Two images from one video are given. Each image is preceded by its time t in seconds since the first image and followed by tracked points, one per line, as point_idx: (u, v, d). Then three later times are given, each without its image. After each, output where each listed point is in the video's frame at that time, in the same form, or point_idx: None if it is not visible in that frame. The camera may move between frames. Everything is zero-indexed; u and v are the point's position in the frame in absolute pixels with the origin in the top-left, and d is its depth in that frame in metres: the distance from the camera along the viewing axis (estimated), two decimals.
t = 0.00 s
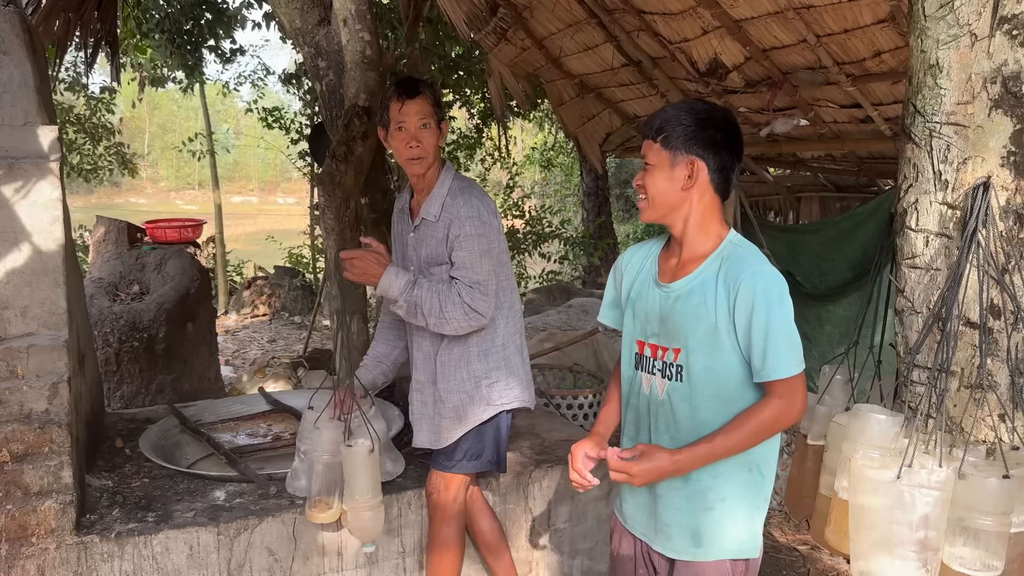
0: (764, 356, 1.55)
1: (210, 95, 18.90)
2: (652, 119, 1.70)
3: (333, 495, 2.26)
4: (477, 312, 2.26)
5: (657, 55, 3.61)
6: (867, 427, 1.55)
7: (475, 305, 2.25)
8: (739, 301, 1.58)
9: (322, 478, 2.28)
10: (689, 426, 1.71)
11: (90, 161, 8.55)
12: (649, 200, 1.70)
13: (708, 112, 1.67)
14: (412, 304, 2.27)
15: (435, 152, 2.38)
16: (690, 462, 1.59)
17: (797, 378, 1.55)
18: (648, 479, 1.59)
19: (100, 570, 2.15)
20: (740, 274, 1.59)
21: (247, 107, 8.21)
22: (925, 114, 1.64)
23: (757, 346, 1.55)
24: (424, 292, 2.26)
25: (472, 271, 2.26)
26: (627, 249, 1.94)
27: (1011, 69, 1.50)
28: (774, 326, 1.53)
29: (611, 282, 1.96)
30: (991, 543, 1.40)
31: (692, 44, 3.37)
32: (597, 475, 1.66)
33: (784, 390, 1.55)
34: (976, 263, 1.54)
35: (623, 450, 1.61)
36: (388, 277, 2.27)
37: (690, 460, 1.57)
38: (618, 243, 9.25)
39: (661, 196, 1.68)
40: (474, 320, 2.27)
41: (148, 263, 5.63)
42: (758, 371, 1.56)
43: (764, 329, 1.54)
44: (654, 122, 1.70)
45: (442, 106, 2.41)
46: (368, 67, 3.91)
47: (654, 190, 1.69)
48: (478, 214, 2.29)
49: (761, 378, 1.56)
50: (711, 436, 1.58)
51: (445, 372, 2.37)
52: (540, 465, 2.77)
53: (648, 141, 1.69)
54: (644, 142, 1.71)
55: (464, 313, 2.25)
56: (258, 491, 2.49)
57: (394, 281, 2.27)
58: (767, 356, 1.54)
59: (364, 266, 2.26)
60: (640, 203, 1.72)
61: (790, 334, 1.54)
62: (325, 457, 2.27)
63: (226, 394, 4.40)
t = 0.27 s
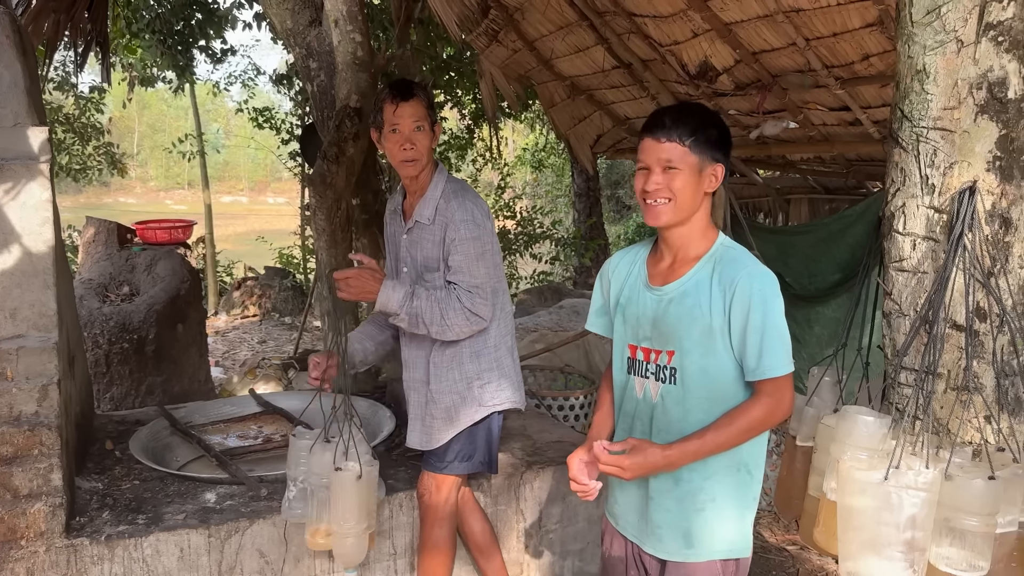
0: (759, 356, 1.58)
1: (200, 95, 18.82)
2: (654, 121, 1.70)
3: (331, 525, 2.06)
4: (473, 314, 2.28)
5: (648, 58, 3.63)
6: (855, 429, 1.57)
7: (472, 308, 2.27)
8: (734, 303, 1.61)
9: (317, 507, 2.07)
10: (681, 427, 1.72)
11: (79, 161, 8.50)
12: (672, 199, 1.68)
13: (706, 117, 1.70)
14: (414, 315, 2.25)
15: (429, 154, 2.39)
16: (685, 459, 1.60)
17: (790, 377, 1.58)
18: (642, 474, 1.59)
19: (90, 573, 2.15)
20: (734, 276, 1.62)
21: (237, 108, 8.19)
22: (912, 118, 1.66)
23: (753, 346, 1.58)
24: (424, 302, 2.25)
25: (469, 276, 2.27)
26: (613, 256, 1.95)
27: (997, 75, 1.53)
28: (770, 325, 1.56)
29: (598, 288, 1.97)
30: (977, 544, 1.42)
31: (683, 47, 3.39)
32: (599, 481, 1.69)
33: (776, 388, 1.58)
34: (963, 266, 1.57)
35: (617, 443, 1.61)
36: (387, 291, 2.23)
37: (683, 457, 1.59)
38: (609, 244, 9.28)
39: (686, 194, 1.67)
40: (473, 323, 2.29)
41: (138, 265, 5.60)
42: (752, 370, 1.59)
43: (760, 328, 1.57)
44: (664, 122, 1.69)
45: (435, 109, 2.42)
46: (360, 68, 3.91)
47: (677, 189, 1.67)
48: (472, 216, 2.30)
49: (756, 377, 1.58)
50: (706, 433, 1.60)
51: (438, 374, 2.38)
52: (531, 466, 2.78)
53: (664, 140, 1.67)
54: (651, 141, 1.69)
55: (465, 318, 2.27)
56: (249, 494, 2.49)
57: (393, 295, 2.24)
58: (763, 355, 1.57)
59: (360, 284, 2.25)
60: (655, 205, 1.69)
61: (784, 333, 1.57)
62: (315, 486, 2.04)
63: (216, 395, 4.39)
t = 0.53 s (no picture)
0: (750, 357, 1.60)
1: (186, 96, 18.71)
2: (647, 125, 1.71)
3: (324, 554, 2.00)
4: (462, 318, 2.29)
5: (633, 61, 3.64)
6: (836, 431, 1.58)
7: (460, 312, 2.28)
8: (725, 305, 1.63)
9: (308, 539, 1.99)
10: (670, 430, 1.73)
11: (63, 162, 8.43)
12: (671, 204, 1.69)
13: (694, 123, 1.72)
14: (406, 328, 2.27)
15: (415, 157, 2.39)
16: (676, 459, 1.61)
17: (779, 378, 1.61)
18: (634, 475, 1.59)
19: None
20: (724, 278, 1.65)
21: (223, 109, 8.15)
22: (892, 124, 1.68)
23: (743, 348, 1.61)
24: (414, 315, 2.27)
25: (457, 280, 2.28)
26: (594, 259, 1.94)
27: (974, 81, 1.55)
28: (760, 327, 1.59)
29: (578, 292, 1.96)
30: (955, 545, 1.43)
31: (668, 51, 3.41)
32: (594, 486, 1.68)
33: (764, 388, 1.61)
34: (942, 270, 1.59)
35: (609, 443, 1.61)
36: (375, 308, 2.25)
37: (675, 457, 1.60)
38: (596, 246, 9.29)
39: (685, 198, 1.70)
40: (461, 326, 2.30)
41: (122, 267, 5.56)
42: (741, 371, 1.61)
43: (750, 329, 1.60)
44: (665, 126, 1.69)
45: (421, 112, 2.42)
46: (345, 71, 3.90)
47: (678, 194, 1.69)
48: (459, 220, 2.31)
49: (746, 378, 1.61)
50: (697, 434, 1.62)
51: (424, 377, 2.38)
52: (517, 469, 2.78)
53: (662, 145, 1.68)
54: (649, 144, 1.69)
55: (455, 324, 2.29)
56: (233, 498, 2.48)
57: (381, 311, 2.26)
58: (753, 356, 1.60)
59: (347, 307, 2.25)
60: (656, 210, 1.70)
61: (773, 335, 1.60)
62: (310, 517, 1.97)
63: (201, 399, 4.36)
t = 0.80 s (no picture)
0: (740, 361, 1.61)
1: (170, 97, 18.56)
2: (635, 129, 1.70)
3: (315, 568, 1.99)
4: (449, 323, 2.28)
5: (620, 64, 3.63)
6: (822, 436, 1.57)
7: (448, 317, 2.27)
8: (715, 309, 1.63)
9: (298, 556, 1.97)
10: (659, 434, 1.72)
11: (44, 164, 8.33)
12: (660, 208, 1.69)
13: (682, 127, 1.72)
14: (395, 335, 2.24)
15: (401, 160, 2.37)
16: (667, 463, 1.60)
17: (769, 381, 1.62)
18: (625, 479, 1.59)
19: None
20: (714, 281, 1.65)
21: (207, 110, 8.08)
22: (876, 129, 1.68)
23: (733, 351, 1.61)
24: (403, 323, 2.24)
25: (444, 284, 2.27)
26: (580, 264, 1.93)
27: (958, 87, 1.57)
28: (750, 330, 1.60)
29: (564, 296, 1.95)
30: (941, 549, 1.44)
31: (655, 54, 3.42)
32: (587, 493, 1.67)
33: (754, 391, 1.62)
34: (928, 275, 1.59)
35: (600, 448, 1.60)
36: (364, 317, 2.21)
37: (666, 463, 1.59)
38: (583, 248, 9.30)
39: (673, 203, 1.70)
40: (449, 331, 2.29)
41: (104, 271, 5.49)
42: (732, 374, 1.61)
43: (741, 333, 1.60)
44: (654, 130, 1.69)
45: (406, 115, 2.40)
46: (331, 73, 3.88)
47: (666, 198, 1.69)
48: (446, 224, 2.30)
49: (737, 380, 1.61)
50: (688, 438, 1.62)
51: (410, 381, 2.36)
52: (505, 473, 2.77)
53: (650, 148, 1.68)
54: (637, 148, 1.69)
55: (444, 329, 2.28)
56: (217, 505, 2.45)
57: (370, 320, 2.22)
58: (743, 359, 1.60)
59: (337, 320, 2.19)
60: (645, 214, 1.69)
61: (763, 338, 1.61)
62: (302, 533, 1.96)
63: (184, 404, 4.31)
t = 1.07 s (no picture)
0: (732, 356, 1.62)
1: (158, 98, 18.46)
2: (624, 130, 1.71)
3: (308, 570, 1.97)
4: (442, 323, 2.28)
5: (610, 64, 3.64)
6: (812, 433, 1.58)
7: (441, 317, 2.28)
8: (708, 305, 1.65)
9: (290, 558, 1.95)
10: (653, 430, 1.73)
11: (31, 165, 8.28)
12: (651, 208, 1.70)
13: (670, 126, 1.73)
14: (388, 336, 2.24)
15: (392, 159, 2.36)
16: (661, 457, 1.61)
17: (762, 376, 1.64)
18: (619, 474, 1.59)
19: None
20: (707, 277, 1.66)
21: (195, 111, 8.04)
22: (865, 128, 1.69)
23: (726, 347, 1.62)
24: (395, 324, 2.24)
25: (435, 284, 2.28)
26: (570, 263, 1.93)
27: (946, 86, 1.59)
28: (743, 325, 1.61)
29: (556, 295, 1.95)
30: (931, 543, 1.45)
31: (645, 54, 3.43)
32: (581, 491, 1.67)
33: (746, 385, 1.63)
34: (916, 272, 1.60)
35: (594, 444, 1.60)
36: (357, 319, 2.20)
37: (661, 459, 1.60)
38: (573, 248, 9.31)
39: (663, 203, 1.70)
40: (441, 330, 2.30)
41: (93, 272, 5.46)
42: (725, 369, 1.63)
43: (733, 328, 1.62)
44: (642, 130, 1.69)
45: (395, 114, 2.40)
46: (320, 73, 3.87)
47: (656, 198, 1.69)
48: (437, 224, 2.30)
49: (729, 375, 1.62)
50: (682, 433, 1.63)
51: (401, 381, 2.36)
52: (497, 472, 2.78)
53: (638, 150, 1.68)
54: (626, 150, 1.69)
55: (436, 328, 2.28)
56: (210, 505, 2.44)
57: (363, 322, 2.21)
58: (735, 354, 1.62)
59: (330, 322, 2.18)
60: (635, 215, 1.70)
61: (755, 333, 1.62)
62: (294, 534, 1.94)
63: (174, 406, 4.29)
